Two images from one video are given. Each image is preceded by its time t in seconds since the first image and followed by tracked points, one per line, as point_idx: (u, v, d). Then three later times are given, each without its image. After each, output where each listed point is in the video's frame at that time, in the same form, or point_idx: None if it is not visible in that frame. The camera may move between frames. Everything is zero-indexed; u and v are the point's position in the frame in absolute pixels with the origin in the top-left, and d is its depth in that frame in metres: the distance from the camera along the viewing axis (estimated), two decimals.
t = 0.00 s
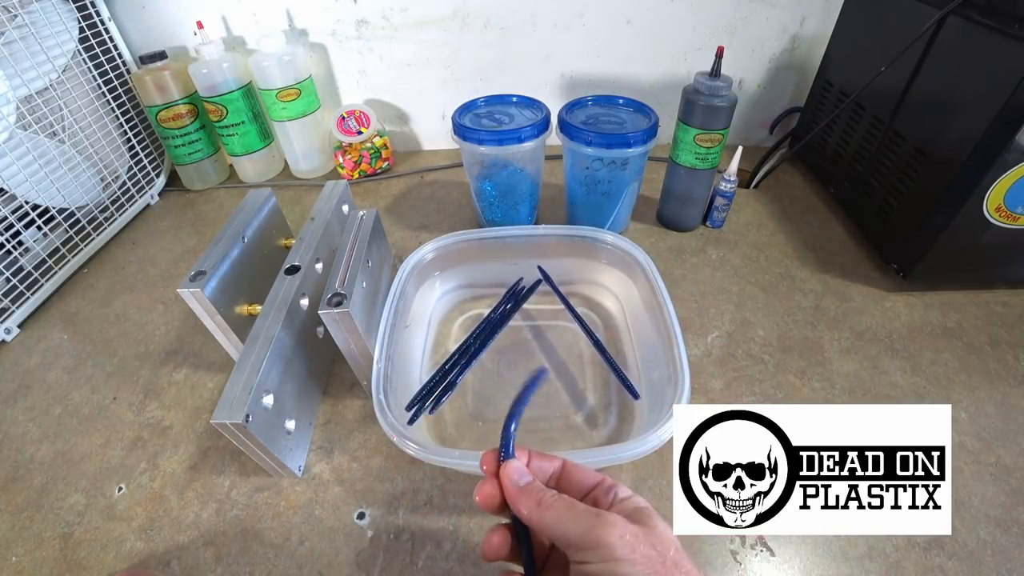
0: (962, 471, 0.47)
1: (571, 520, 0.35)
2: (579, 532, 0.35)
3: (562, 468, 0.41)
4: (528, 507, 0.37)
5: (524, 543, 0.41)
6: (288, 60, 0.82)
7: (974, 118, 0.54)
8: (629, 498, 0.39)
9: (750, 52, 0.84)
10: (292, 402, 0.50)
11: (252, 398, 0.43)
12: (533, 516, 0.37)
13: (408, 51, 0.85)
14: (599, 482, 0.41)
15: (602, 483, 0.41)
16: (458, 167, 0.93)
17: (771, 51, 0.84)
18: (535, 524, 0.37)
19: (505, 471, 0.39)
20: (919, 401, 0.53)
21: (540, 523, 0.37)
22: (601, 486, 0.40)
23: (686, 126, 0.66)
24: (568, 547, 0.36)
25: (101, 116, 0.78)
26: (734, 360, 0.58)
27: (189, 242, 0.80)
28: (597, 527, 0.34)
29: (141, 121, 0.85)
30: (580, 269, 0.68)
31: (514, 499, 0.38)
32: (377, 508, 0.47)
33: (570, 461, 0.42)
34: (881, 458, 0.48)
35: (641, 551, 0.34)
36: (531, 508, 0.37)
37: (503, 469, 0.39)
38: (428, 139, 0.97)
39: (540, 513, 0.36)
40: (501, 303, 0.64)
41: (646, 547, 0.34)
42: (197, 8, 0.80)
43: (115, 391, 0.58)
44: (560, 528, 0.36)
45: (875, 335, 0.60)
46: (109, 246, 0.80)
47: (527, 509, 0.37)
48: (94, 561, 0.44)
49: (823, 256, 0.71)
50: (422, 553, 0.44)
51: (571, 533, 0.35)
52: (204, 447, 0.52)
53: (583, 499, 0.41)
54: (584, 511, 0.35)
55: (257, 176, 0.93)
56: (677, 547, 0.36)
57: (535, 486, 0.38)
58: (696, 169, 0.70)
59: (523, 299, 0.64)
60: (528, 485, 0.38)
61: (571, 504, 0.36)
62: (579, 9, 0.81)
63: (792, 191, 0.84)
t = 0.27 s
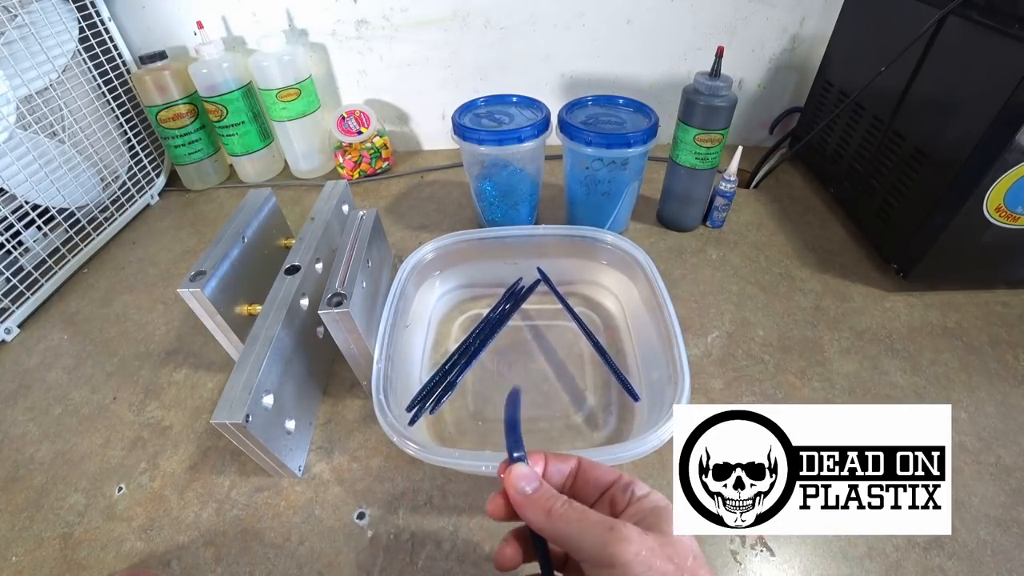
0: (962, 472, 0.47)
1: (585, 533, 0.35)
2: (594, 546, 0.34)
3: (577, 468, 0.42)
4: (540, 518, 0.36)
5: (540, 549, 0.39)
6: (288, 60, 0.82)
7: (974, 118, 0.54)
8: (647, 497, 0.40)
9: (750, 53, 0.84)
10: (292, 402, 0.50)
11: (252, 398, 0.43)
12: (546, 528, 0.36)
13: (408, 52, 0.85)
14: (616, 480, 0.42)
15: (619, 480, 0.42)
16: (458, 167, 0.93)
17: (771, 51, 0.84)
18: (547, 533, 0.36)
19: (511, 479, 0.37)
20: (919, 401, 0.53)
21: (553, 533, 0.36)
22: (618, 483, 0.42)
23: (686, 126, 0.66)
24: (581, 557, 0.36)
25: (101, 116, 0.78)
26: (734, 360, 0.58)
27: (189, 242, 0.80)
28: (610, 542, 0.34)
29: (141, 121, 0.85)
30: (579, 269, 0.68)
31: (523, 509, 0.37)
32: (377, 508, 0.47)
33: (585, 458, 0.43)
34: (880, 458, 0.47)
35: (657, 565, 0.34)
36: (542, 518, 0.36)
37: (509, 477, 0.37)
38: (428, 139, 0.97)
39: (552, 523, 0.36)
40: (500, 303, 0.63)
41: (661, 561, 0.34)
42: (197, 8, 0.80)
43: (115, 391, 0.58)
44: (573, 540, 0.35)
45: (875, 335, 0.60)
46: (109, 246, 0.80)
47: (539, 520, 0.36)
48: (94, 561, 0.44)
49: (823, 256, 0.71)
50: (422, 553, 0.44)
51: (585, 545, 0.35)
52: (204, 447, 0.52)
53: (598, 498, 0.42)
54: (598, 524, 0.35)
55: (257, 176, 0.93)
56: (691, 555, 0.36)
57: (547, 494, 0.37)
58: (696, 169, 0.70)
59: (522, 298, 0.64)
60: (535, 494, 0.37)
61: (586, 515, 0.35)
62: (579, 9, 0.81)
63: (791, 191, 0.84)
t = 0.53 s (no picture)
0: (961, 472, 0.47)
1: (583, 542, 0.35)
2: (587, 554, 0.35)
3: (603, 483, 0.43)
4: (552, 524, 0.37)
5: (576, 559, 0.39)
6: (288, 60, 0.82)
7: (974, 118, 0.54)
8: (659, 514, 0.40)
9: (750, 53, 0.84)
10: (292, 402, 0.50)
11: (252, 398, 0.43)
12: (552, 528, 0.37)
13: (408, 51, 0.85)
14: (636, 496, 0.42)
15: (637, 498, 0.41)
16: (458, 167, 0.93)
17: (771, 51, 0.84)
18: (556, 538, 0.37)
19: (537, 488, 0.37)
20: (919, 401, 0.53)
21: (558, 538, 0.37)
22: (637, 500, 0.41)
23: (687, 126, 0.66)
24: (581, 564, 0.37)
25: (101, 116, 0.78)
26: (734, 360, 0.58)
27: (189, 242, 0.80)
28: (604, 553, 0.35)
29: (142, 121, 0.85)
30: (580, 269, 0.68)
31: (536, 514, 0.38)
32: (377, 508, 0.47)
33: (612, 476, 0.43)
34: (880, 458, 0.47)
35: None
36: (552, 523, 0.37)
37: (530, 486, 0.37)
38: (428, 139, 0.97)
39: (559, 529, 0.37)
40: (501, 303, 0.63)
41: None
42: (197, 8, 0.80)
43: (115, 391, 0.58)
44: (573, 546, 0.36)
45: (875, 335, 0.60)
46: (109, 246, 0.80)
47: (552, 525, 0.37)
48: (94, 561, 0.44)
49: (823, 256, 0.71)
50: (422, 554, 0.44)
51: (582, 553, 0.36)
52: (204, 447, 0.52)
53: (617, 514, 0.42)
54: (595, 533, 0.36)
55: (257, 176, 0.93)
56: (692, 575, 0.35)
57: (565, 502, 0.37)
58: (696, 169, 0.70)
59: (523, 298, 0.64)
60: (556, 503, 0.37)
61: (587, 523, 0.36)
62: (579, 9, 0.81)
63: (792, 191, 0.84)
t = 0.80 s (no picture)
0: (962, 472, 0.47)
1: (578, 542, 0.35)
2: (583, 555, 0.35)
3: (599, 489, 0.43)
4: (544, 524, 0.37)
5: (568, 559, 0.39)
6: (288, 60, 0.82)
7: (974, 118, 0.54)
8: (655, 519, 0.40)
9: (750, 53, 0.84)
10: (292, 402, 0.50)
11: (251, 398, 0.43)
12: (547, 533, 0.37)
13: (408, 51, 0.85)
14: (632, 502, 0.41)
15: (633, 504, 0.41)
16: (458, 167, 0.93)
17: (771, 51, 0.84)
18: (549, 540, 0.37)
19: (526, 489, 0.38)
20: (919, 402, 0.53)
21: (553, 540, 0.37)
22: (632, 506, 0.41)
23: (686, 126, 0.66)
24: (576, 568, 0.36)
25: (101, 116, 0.78)
26: (734, 360, 0.58)
27: (189, 242, 0.80)
28: (600, 554, 0.35)
29: (142, 121, 0.85)
30: (579, 269, 0.68)
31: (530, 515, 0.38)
32: (377, 508, 0.47)
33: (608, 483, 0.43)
34: (880, 457, 0.48)
35: None
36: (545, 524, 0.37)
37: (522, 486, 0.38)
38: (428, 139, 0.97)
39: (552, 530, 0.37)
40: (501, 303, 0.63)
41: None
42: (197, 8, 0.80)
43: (115, 391, 0.58)
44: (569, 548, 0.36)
45: (876, 335, 0.60)
46: (109, 245, 0.80)
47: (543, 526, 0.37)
48: (94, 561, 0.44)
49: (823, 256, 0.71)
50: (422, 554, 0.44)
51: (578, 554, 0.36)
52: (204, 447, 0.52)
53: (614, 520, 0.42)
54: (591, 534, 0.36)
55: (257, 176, 0.93)
56: None
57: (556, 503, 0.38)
58: (696, 169, 0.70)
59: (523, 299, 0.63)
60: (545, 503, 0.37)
61: (582, 526, 0.36)
62: (579, 9, 0.81)
63: (792, 191, 0.84)
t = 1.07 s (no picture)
0: (962, 472, 0.47)
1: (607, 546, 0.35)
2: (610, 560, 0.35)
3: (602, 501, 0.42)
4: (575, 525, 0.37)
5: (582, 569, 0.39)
6: (287, 60, 0.83)
7: (974, 118, 0.54)
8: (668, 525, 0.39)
9: (750, 52, 0.84)
10: (292, 402, 0.50)
11: (251, 399, 0.43)
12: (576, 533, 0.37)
13: (408, 52, 0.85)
14: (638, 513, 0.41)
15: (641, 513, 0.41)
16: (458, 168, 0.93)
17: (771, 51, 0.84)
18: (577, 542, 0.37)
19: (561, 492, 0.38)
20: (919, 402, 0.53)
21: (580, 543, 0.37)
22: (640, 515, 0.40)
23: (686, 126, 0.66)
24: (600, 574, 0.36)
25: (101, 116, 0.78)
26: (734, 360, 0.58)
27: (189, 242, 0.80)
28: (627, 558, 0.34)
29: (142, 121, 0.85)
30: (579, 269, 0.68)
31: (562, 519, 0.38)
32: (377, 508, 0.47)
33: (611, 496, 0.43)
34: (881, 458, 0.47)
35: None
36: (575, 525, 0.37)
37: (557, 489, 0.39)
38: (428, 139, 0.97)
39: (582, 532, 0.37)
40: (501, 303, 0.63)
41: None
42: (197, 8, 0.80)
43: (115, 391, 0.58)
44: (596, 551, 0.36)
45: (875, 335, 0.60)
46: (109, 245, 0.80)
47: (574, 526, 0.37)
48: (94, 561, 0.44)
49: (823, 256, 0.71)
50: (422, 554, 0.44)
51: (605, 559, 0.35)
52: (204, 447, 0.52)
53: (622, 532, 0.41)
54: (621, 539, 0.35)
55: (257, 176, 0.93)
56: None
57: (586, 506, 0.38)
58: (696, 169, 0.70)
59: (523, 299, 0.63)
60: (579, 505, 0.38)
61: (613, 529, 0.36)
62: (579, 9, 0.81)
63: (792, 191, 0.84)
